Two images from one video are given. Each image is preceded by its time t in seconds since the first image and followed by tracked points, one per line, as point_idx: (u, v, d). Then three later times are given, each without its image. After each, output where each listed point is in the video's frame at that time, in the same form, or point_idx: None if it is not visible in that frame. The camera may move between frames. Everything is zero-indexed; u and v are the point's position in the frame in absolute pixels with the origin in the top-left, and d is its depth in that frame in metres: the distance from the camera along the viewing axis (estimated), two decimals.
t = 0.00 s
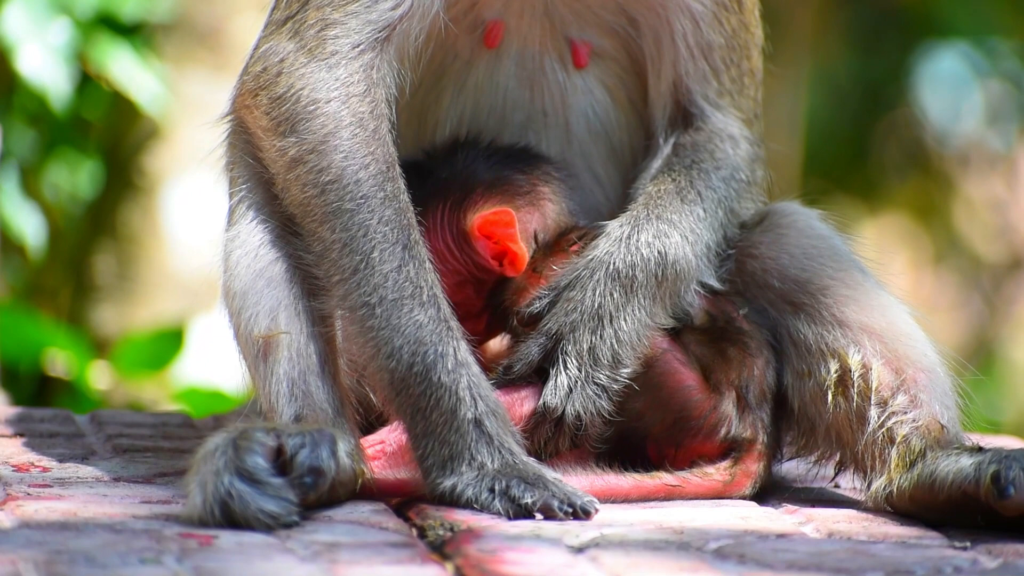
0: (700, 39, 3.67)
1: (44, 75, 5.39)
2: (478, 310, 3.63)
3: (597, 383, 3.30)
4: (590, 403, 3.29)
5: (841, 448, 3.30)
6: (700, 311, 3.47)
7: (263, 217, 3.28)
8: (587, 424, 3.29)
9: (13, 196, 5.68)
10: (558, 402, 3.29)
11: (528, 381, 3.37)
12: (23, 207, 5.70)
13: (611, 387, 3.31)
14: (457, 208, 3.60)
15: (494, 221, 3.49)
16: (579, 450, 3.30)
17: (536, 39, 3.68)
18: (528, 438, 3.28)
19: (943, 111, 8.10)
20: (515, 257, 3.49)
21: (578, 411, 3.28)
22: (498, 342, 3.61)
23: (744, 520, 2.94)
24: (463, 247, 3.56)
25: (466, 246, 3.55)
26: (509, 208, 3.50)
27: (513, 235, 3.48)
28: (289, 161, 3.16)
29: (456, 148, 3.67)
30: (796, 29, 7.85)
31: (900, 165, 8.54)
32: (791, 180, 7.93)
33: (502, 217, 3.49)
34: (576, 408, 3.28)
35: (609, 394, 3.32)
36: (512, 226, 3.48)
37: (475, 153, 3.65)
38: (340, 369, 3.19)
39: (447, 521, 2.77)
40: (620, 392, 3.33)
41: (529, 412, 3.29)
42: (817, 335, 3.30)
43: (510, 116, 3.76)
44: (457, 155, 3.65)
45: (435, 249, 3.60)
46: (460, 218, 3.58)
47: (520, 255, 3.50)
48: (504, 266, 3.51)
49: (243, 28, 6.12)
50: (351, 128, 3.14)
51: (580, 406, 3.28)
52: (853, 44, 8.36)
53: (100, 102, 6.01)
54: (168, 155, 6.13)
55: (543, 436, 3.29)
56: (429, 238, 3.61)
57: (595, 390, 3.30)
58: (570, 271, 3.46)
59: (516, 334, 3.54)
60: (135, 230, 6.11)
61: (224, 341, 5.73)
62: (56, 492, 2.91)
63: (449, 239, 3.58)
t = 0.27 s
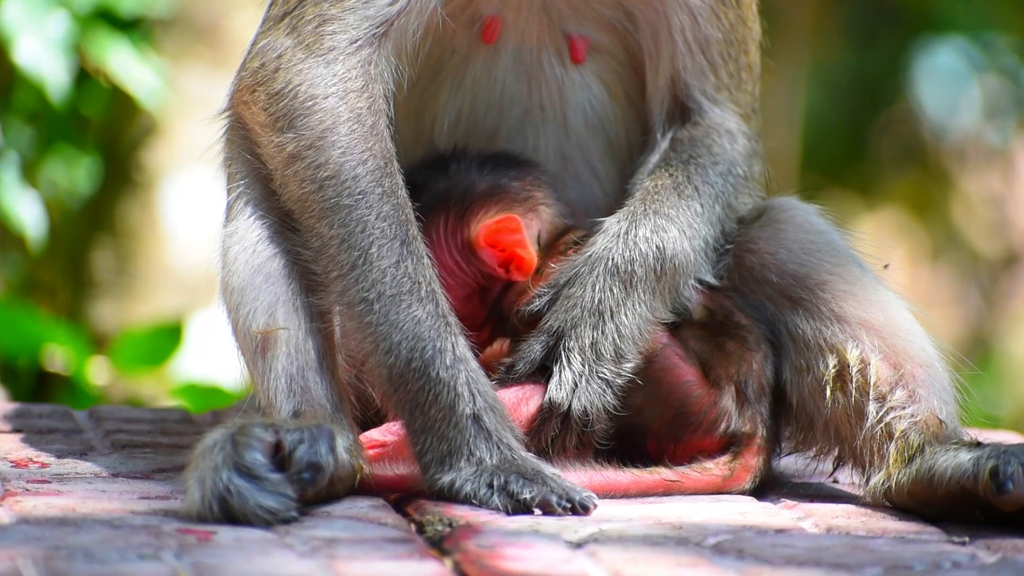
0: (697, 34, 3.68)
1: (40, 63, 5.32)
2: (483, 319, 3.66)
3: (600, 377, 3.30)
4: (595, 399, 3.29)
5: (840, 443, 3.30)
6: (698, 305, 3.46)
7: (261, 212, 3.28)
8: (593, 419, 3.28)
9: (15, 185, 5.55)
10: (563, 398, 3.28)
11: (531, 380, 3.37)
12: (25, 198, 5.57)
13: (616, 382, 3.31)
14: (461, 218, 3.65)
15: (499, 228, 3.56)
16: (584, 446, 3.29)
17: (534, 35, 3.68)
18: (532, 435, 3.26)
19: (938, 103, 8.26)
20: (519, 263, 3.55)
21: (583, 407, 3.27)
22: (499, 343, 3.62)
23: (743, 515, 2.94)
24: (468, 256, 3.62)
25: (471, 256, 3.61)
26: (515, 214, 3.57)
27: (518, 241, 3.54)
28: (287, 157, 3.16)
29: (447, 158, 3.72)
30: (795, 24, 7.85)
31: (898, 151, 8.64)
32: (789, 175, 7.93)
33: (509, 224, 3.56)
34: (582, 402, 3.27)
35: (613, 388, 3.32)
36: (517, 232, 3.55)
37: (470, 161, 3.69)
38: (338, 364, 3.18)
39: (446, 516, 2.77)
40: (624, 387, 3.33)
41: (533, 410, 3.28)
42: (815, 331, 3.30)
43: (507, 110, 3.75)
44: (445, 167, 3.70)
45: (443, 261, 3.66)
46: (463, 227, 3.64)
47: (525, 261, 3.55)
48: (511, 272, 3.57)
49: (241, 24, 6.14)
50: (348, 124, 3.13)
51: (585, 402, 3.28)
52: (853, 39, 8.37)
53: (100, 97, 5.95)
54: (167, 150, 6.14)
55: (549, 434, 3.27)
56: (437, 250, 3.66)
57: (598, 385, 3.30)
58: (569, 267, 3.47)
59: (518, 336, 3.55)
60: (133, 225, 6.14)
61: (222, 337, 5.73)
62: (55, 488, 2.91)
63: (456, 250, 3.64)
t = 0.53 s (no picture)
0: (699, 25, 3.68)
1: (38, 59, 5.31)
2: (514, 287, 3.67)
3: (612, 366, 3.29)
4: (607, 387, 3.27)
5: (837, 436, 3.30)
6: (710, 299, 3.45)
7: (259, 206, 3.27)
8: (603, 409, 3.27)
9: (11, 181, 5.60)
10: (575, 387, 3.25)
11: (540, 368, 3.33)
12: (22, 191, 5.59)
13: (627, 371, 3.30)
14: (528, 181, 3.58)
15: (573, 199, 3.51)
16: (591, 437, 3.28)
17: (534, 29, 3.68)
18: (540, 427, 3.24)
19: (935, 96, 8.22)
20: (585, 236, 3.51)
21: (595, 396, 3.26)
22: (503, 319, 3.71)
23: (740, 509, 2.94)
24: (536, 221, 3.57)
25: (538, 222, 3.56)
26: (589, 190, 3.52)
27: (590, 215, 3.49)
28: (286, 151, 3.16)
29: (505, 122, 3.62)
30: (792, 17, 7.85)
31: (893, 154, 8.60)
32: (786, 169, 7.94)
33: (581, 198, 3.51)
34: (593, 392, 3.25)
35: (624, 378, 3.30)
36: (591, 206, 3.50)
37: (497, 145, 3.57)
38: (336, 357, 3.18)
39: (443, 510, 2.77)
40: (635, 377, 3.32)
41: (541, 403, 3.26)
42: (814, 325, 3.30)
43: (507, 104, 3.75)
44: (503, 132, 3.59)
45: (506, 222, 3.57)
46: (532, 191, 3.58)
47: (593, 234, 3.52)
48: (571, 242, 3.54)
49: (239, 17, 6.12)
50: (347, 117, 3.13)
51: (598, 390, 3.26)
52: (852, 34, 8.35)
53: (97, 90, 5.93)
54: (165, 145, 6.13)
55: (559, 423, 3.25)
56: (500, 211, 3.56)
57: (610, 374, 3.28)
58: (581, 257, 3.46)
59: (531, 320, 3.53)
60: (131, 219, 6.12)
61: (220, 331, 5.73)
62: (52, 481, 2.91)
63: (522, 213, 3.57)
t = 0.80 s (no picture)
0: (698, 19, 3.67)
1: (36, 54, 5.30)
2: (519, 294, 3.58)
3: (615, 363, 3.28)
4: (609, 385, 3.27)
5: (836, 431, 3.30)
6: (710, 295, 3.45)
7: (258, 200, 3.27)
8: (606, 406, 3.27)
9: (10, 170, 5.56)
10: (578, 386, 3.25)
11: (541, 368, 3.33)
12: (20, 181, 5.57)
13: (630, 367, 3.29)
14: (528, 185, 3.52)
15: (575, 198, 3.46)
16: (593, 434, 3.27)
17: (532, 24, 3.68)
18: (542, 427, 3.23)
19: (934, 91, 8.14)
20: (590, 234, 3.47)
21: (598, 394, 3.26)
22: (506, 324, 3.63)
23: (738, 503, 2.94)
24: (539, 224, 3.50)
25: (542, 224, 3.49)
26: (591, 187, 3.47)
27: (593, 213, 3.45)
28: (284, 145, 3.15)
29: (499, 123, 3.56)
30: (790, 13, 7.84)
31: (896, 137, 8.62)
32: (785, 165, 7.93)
33: (582, 197, 3.46)
34: (596, 390, 3.26)
35: (627, 374, 3.29)
36: (593, 203, 3.46)
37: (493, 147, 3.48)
38: (333, 353, 3.16)
39: (442, 505, 2.77)
40: (638, 373, 3.31)
41: (541, 404, 3.25)
42: (812, 319, 3.30)
43: (506, 98, 3.74)
44: (501, 133, 3.52)
45: (510, 228, 3.49)
46: (533, 195, 3.51)
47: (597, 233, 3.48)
48: (576, 241, 3.50)
49: (236, 12, 6.11)
50: (345, 112, 3.13)
51: (600, 388, 3.26)
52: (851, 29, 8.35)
53: (95, 84, 5.97)
54: (162, 139, 6.11)
55: (563, 421, 3.24)
56: (504, 217, 3.49)
57: (613, 371, 3.28)
58: (585, 253, 3.45)
59: (532, 318, 3.51)
60: (130, 213, 6.10)
61: (218, 325, 5.73)
62: (51, 476, 2.90)
63: (525, 218, 3.50)
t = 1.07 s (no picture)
0: (697, 19, 3.67)
1: (37, 51, 5.30)
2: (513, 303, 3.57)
3: (612, 364, 3.29)
4: (605, 385, 3.28)
5: (835, 430, 3.30)
6: (709, 294, 3.45)
7: (257, 199, 3.27)
8: (602, 406, 3.27)
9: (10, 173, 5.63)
10: (575, 386, 3.26)
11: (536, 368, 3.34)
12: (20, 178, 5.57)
13: (626, 368, 3.30)
14: (518, 194, 3.50)
15: (567, 204, 3.47)
16: (589, 434, 3.28)
17: (531, 22, 3.68)
18: (539, 427, 3.25)
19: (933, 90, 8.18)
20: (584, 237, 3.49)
21: (594, 394, 3.26)
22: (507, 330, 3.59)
23: (737, 503, 2.95)
24: (532, 232, 3.49)
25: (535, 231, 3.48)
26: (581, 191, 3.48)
27: (586, 217, 3.47)
28: (283, 144, 3.15)
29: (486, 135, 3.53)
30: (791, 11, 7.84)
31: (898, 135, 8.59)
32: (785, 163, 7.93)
33: (574, 201, 3.47)
34: (592, 390, 3.26)
35: (624, 374, 3.30)
36: (586, 208, 3.48)
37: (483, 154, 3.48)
38: (332, 351, 3.16)
39: (441, 504, 2.78)
40: (634, 374, 3.32)
41: (536, 405, 3.27)
42: (811, 318, 3.30)
43: (506, 96, 3.73)
44: (487, 145, 3.50)
45: (503, 238, 3.48)
46: (523, 203, 3.50)
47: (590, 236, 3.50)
48: (570, 247, 3.50)
49: (235, 11, 6.12)
50: (345, 110, 3.13)
51: (596, 389, 3.27)
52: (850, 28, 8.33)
53: (94, 84, 5.96)
54: (162, 137, 6.12)
55: (560, 421, 3.25)
56: (496, 227, 3.48)
57: (609, 372, 3.28)
58: (581, 253, 3.45)
59: (528, 318, 3.49)
60: (130, 211, 6.10)
61: (218, 323, 5.73)
62: (49, 474, 2.90)
63: (517, 227, 3.49)
